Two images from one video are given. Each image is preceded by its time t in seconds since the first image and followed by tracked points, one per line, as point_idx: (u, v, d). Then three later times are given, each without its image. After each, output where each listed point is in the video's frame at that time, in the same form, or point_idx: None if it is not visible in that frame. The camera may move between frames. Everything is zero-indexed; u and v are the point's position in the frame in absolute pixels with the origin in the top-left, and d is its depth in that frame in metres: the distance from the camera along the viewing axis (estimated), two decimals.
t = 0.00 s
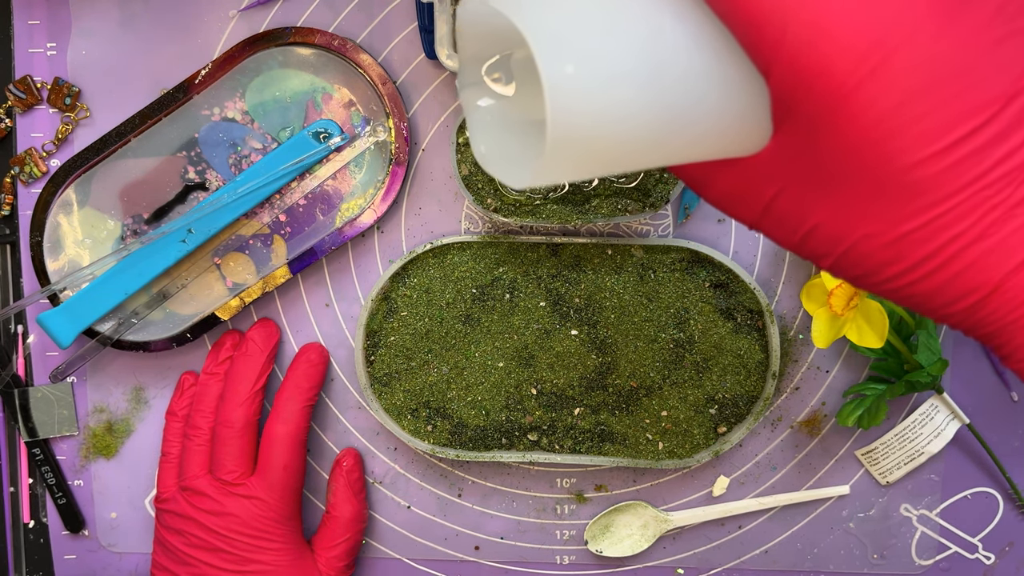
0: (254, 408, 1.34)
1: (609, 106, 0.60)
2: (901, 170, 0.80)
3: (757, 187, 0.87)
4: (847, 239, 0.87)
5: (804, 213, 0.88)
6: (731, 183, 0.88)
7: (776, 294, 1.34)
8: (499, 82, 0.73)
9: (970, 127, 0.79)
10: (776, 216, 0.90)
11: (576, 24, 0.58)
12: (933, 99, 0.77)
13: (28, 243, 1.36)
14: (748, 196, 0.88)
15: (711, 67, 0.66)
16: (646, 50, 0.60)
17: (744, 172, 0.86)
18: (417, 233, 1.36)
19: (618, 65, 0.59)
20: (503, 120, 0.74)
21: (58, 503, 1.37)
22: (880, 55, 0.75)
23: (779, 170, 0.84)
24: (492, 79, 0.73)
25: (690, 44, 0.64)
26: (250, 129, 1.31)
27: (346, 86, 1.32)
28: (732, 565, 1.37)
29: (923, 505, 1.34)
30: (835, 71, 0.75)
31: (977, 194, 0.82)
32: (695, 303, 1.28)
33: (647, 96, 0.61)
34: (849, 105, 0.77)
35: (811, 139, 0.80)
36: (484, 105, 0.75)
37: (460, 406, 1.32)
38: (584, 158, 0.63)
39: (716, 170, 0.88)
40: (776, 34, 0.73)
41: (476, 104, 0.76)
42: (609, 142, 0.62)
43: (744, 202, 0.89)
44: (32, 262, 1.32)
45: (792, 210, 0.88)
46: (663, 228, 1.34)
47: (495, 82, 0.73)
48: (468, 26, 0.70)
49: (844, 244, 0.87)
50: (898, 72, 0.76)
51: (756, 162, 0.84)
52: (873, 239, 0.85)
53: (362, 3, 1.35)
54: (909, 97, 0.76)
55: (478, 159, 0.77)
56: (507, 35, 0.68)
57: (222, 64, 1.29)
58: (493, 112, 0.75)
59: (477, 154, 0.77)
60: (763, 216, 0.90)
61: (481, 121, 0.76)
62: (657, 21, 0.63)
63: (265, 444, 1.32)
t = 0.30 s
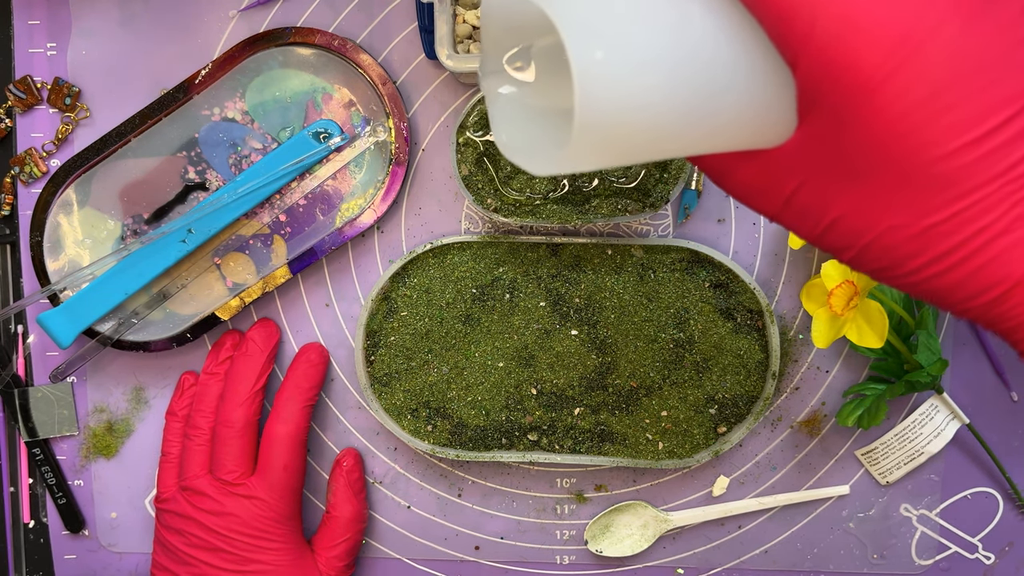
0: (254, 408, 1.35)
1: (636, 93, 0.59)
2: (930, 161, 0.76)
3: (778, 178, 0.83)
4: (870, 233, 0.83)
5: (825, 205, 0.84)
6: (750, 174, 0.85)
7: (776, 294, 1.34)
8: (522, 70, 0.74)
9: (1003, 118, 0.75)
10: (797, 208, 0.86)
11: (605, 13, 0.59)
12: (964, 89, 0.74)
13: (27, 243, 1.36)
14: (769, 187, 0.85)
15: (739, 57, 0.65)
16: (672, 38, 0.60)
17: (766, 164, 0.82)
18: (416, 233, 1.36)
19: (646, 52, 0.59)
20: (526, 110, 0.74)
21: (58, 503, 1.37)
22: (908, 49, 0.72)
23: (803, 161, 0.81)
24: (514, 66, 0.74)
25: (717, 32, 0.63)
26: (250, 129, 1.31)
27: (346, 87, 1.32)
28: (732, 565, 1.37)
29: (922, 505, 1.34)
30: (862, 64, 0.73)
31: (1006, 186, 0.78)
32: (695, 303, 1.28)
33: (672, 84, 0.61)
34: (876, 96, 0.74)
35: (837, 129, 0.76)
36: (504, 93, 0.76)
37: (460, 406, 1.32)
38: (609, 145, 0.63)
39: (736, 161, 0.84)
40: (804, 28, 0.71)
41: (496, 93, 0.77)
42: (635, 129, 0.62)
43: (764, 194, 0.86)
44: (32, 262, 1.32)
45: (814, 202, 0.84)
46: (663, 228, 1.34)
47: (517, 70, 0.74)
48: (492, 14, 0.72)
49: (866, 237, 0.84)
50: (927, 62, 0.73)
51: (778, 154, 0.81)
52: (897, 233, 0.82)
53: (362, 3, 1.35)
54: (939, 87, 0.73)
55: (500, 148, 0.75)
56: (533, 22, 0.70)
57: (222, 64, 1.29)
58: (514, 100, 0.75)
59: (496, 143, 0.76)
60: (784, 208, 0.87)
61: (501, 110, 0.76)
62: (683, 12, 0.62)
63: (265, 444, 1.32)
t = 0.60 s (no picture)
0: (254, 408, 1.35)
1: (640, 87, 0.59)
2: (934, 156, 0.76)
3: (780, 172, 0.84)
4: (873, 227, 0.83)
5: (828, 200, 0.84)
6: (753, 169, 0.85)
7: (776, 294, 1.34)
8: (521, 62, 0.73)
9: (1009, 113, 0.75)
10: (799, 202, 0.87)
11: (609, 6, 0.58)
12: (969, 84, 0.74)
13: (28, 243, 1.36)
14: (771, 181, 0.85)
15: (743, 52, 0.65)
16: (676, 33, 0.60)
17: (768, 158, 0.83)
18: (417, 233, 1.36)
19: (650, 46, 0.59)
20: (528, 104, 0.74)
21: (58, 503, 1.37)
22: (913, 43, 0.72)
23: (805, 155, 0.81)
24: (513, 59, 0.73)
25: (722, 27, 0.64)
26: (250, 129, 1.31)
27: (346, 87, 1.32)
28: (732, 565, 1.37)
29: (923, 505, 1.34)
30: (867, 58, 0.73)
31: (1011, 181, 0.78)
32: (695, 303, 1.28)
33: (677, 79, 0.61)
34: (880, 91, 0.74)
35: (839, 123, 0.77)
36: (503, 85, 0.76)
37: (460, 406, 1.32)
38: (612, 140, 0.63)
39: (738, 155, 0.85)
40: (808, 20, 0.71)
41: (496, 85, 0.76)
42: (640, 123, 0.61)
43: (766, 188, 0.86)
44: (32, 262, 1.32)
45: (816, 196, 0.85)
46: (663, 228, 1.34)
47: (516, 63, 0.73)
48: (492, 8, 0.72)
49: (869, 232, 0.84)
50: (933, 56, 0.73)
51: (780, 147, 0.81)
52: (901, 227, 0.82)
53: (362, 3, 1.35)
54: (944, 82, 0.73)
55: (497, 140, 0.76)
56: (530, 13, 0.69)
57: (222, 64, 1.29)
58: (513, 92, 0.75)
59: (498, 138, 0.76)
60: (787, 203, 0.88)
61: (500, 101, 0.76)
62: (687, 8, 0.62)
63: (265, 444, 1.32)
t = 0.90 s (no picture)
0: (255, 408, 1.35)
1: (645, 81, 0.60)
2: (940, 151, 0.76)
3: (785, 168, 0.83)
4: (878, 222, 0.83)
5: (833, 195, 0.84)
6: (757, 164, 0.85)
7: (776, 294, 1.34)
8: (526, 58, 0.73)
9: (1014, 107, 0.75)
10: (804, 198, 0.86)
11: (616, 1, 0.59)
12: (975, 79, 0.73)
13: (28, 243, 1.37)
14: (776, 177, 0.85)
15: (749, 48, 0.65)
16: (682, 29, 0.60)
17: (773, 153, 0.83)
18: (417, 233, 1.36)
19: (654, 42, 0.59)
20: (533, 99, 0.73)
21: (59, 503, 1.38)
22: (919, 37, 0.72)
23: (811, 150, 0.81)
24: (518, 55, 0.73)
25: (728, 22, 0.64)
26: (250, 129, 1.31)
27: (346, 87, 1.32)
28: (732, 565, 1.37)
29: (922, 505, 1.34)
30: (872, 54, 0.73)
31: (1017, 175, 0.78)
32: (695, 303, 1.28)
33: (682, 75, 0.61)
34: (887, 86, 0.74)
35: (845, 118, 0.77)
36: (508, 81, 0.74)
37: (460, 406, 1.32)
38: (615, 134, 0.63)
39: (744, 150, 0.84)
40: (815, 12, 0.71)
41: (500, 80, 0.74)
42: (642, 116, 0.62)
43: (771, 183, 0.86)
44: (33, 262, 1.32)
45: (821, 192, 0.84)
46: (663, 229, 1.34)
47: (521, 58, 0.73)
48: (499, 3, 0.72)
49: (875, 227, 0.83)
50: (939, 50, 0.72)
51: (786, 143, 0.81)
52: (906, 222, 0.82)
53: (362, 3, 1.35)
54: (949, 76, 0.73)
55: (502, 137, 0.74)
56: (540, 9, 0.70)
57: (222, 64, 1.29)
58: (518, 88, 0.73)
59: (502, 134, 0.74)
60: (791, 199, 0.87)
61: (505, 97, 0.74)
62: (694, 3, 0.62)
63: (265, 445, 1.32)
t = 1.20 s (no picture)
0: (255, 408, 1.35)
1: (667, 78, 0.60)
2: (963, 149, 0.76)
3: (806, 166, 0.83)
4: (898, 221, 0.82)
5: (854, 194, 0.83)
6: (778, 163, 0.85)
7: (776, 294, 1.34)
8: (542, 55, 0.74)
9: None
10: (823, 197, 0.86)
11: None
12: (1000, 79, 0.74)
13: (28, 243, 1.37)
14: (797, 175, 0.85)
15: (772, 48, 0.65)
16: (706, 27, 0.60)
17: (794, 151, 0.82)
18: (417, 233, 1.36)
19: (677, 40, 0.59)
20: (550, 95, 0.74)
21: (58, 503, 1.38)
22: (943, 37, 0.72)
23: (832, 148, 0.80)
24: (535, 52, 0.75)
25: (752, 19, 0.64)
26: (250, 129, 1.31)
27: (346, 87, 1.32)
28: (732, 565, 1.37)
29: (922, 505, 1.34)
30: (897, 52, 0.73)
31: None
32: (695, 303, 1.28)
33: (705, 73, 0.61)
34: (911, 85, 0.74)
35: (868, 116, 0.76)
36: (523, 76, 0.76)
37: (460, 406, 1.32)
38: (636, 130, 0.63)
39: (765, 148, 0.84)
40: (840, 10, 0.71)
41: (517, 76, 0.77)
42: (664, 113, 0.62)
43: (791, 182, 0.86)
44: (33, 262, 1.33)
45: (841, 190, 0.84)
46: (663, 229, 1.34)
47: (538, 55, 0.74)
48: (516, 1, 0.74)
49: (895, 226, 0.83)
50: (963, 50, 0.73)
51: (808, 140, 0.81)
52: (927, 221, 0.81)
53: (362, 3, 1.35)
54: (974, 75, 0.73)
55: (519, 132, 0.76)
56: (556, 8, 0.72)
57: (222, 64, 1.29)
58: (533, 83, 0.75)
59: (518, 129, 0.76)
60: (811, 197, 0.87)
61: (521, 93, 0.76)
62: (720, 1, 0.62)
63: (265, 445, 1.32)
